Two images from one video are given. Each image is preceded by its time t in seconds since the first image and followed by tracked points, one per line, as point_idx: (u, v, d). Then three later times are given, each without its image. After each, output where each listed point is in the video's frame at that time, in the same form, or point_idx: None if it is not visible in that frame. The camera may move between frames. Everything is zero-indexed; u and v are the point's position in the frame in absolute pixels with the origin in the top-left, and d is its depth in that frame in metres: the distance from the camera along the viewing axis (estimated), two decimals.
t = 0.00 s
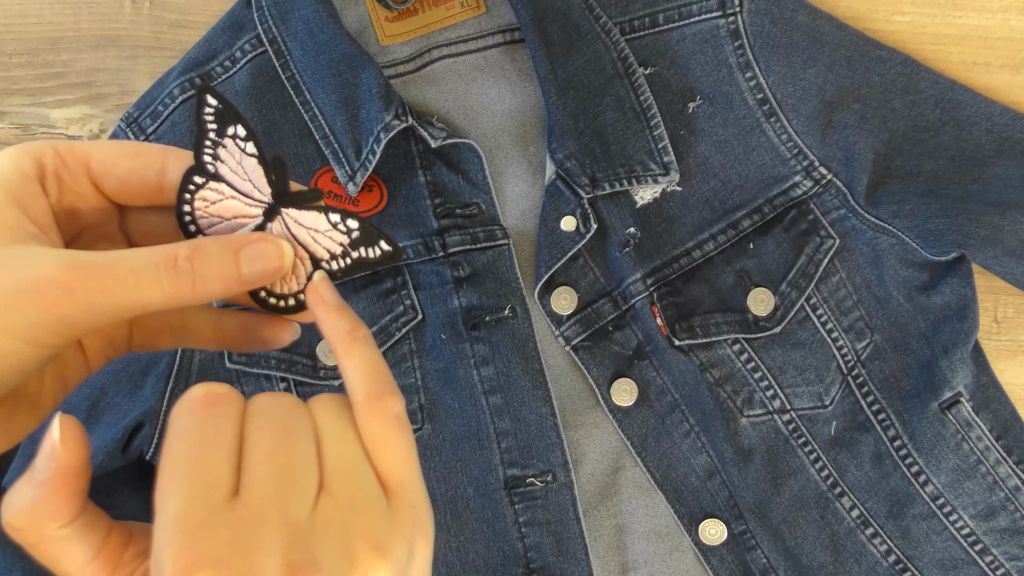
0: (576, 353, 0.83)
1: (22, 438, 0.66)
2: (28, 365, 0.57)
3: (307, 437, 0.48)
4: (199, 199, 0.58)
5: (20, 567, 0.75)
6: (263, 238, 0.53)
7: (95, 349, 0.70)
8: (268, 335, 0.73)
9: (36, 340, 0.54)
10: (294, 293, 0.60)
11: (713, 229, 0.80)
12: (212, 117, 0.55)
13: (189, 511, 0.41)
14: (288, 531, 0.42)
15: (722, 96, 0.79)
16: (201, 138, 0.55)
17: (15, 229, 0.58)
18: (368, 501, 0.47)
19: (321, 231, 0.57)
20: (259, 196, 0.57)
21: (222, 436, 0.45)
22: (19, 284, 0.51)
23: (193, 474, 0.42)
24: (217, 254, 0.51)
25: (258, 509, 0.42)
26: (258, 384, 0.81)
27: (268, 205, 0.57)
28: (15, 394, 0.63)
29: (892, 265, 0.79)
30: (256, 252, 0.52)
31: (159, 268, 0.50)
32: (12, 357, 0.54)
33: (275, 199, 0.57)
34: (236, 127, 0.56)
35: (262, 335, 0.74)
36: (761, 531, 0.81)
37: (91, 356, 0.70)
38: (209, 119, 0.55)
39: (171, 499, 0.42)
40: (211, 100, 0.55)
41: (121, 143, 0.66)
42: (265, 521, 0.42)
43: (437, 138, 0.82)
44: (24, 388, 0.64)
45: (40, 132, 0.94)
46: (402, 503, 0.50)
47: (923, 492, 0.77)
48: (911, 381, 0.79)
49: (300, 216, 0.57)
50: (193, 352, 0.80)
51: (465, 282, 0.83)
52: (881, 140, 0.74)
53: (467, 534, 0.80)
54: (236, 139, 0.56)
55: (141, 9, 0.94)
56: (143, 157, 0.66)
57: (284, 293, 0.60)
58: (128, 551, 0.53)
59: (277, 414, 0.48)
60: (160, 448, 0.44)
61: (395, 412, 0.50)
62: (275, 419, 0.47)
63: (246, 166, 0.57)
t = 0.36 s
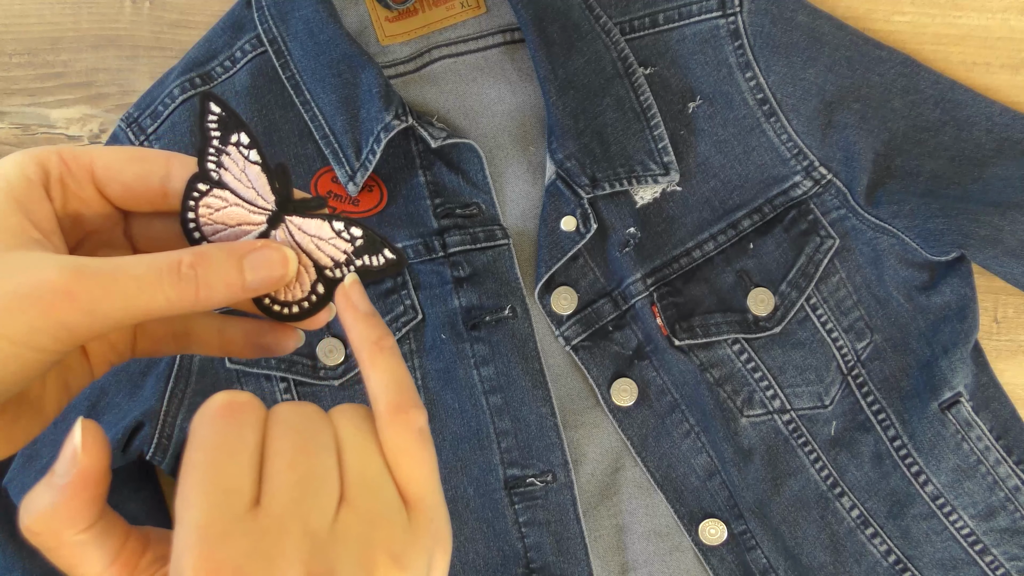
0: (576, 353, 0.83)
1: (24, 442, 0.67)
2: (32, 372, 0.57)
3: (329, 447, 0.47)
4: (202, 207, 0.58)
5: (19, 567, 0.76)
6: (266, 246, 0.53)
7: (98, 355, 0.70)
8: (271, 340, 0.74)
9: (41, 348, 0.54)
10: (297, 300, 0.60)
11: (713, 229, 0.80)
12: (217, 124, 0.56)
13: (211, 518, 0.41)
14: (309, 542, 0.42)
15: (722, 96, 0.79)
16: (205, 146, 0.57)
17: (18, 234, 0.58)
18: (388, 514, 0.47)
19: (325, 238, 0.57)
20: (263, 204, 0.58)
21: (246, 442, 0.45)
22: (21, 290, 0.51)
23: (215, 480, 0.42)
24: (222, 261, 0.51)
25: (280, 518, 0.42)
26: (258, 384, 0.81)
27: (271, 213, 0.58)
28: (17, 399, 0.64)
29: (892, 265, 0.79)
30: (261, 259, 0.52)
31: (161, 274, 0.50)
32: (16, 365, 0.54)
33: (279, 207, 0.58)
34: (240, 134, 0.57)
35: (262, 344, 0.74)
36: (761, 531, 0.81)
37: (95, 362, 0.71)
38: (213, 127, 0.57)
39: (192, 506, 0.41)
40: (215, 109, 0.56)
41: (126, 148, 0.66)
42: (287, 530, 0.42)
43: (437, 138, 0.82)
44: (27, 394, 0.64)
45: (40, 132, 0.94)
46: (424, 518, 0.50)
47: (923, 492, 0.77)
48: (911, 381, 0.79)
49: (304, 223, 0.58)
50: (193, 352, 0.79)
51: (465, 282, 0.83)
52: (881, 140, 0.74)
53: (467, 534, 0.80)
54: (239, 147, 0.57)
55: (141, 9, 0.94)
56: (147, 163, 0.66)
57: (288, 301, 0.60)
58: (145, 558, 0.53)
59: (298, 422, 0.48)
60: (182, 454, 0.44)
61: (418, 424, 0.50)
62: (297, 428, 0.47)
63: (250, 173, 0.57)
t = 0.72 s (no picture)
0: (576, 353, 0.83)
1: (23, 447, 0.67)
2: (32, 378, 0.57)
3: (341, 444, 0.47)
4: (202, 212, 0.59)
5: (19, 566, 0.76)
6: (264, 251, 0.53)
7: (96, 359, 0.71)
8: (270, 347, 0.73)
9: (44, 353, 0.54)
10: (295, 306, 0.60)
11: (713, 229, 0.80)
12: (217, 129, 0.56)
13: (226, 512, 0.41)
14: (321, 539, 0.42)
15: (722, 96, 0.79)
16: (205, 151, 0.56)
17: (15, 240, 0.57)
18: (400, 513, 0.47)
19: (324, 245, 0.57)
20: (262, 210, 0.57)
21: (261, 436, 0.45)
22: (17, 295, 0.51)
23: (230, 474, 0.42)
24: (220, 266, 0.51)
25: (291, 513, 0.42)
26: (258, 383, 0.81)
27: (269, 219, 0.57)
28: (14, 404, 0.64)
29: (892, 265, 0.79)
30: (258, 264, 0.52)
31: (158, 280, 0.50)
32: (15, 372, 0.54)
33: (277, 212, 0.57)
34: (239, 140, 0.57)
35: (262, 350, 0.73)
36: (761, 531, 0.81)
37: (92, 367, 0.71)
38: (213, 131, 0.57)
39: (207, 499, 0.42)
40: (215, 113, 0.56)
41: (126, 154, 0.67)
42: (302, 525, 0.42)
43: (437, 138, 0.82)
44: (24, 399, 0.65)
45: (40, 132, 0.94)
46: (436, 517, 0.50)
47: (923, 492, 0.77)
48: (911, 381, 0.79)
49: (303, 230, 0.57)
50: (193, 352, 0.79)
51: (465, 282, 0.83)
52: (881, 140, 0.74)
53: (466, 534, 0.80)
54: (238, 152, 0.57)
55: (141, 9, 0.94)
56: (146, 168, 0.66)
57: (286, 307, 0.60)
58: (155, 552, 0.54)
59: (311, 418, 0.47)
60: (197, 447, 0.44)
61: (432, 423, 0.50)
62: (311, 424, 0.47)
63: (249, 179, 0.57)
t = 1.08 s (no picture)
0: (576, 353, 0.83)
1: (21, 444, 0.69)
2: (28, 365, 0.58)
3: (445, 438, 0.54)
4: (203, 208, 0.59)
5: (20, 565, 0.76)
6: (240, 199, 0.53)
7: (92, 357, 0.72)
8: (270, 350, 0.73)
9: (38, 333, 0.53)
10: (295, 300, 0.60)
11: (713, 229, 0.80)
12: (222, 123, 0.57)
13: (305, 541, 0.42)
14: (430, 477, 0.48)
15: (722, 96, 0.79)
16: (208, 145, 0.57)
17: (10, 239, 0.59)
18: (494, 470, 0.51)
19: (325, 238, 0.58)
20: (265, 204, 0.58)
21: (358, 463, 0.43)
22: None
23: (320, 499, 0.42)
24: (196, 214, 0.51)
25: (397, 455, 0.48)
26: (259, 383, 0.81)
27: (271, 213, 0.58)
28: (11, 404, 0.67)
29: (892, 265, 0.79)
30: (237, 209, 0.52)
31: (138, 232, 0.50)
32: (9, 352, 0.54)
33: (279, 206, 0.58)
34: (243, 134, 0.58)
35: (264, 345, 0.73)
36: (761, 531, 0.81)
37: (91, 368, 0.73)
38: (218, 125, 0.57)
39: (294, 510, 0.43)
40: (220, 106, 0.57)
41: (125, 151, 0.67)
42: (364, 571, 0.44)
43: (437, 138, 0.82)
44: (21, 398, 0.67)
45: (40, 132, 0.94)
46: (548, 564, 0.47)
47: (923, 492, 0.77)
48: (911, 381, 0.79)
49: (304, 224, 0.58)
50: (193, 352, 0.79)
51: (465, 282, 0.83)
52: (881, 140, 0.74)
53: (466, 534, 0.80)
54: (242, 145, 0.58)
55: (141, 10, 0.94)
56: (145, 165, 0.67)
57: (286, 303, 0.60)
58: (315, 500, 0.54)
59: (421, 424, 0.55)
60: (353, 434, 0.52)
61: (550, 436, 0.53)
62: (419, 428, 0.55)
63: (250, 173, 0.58)
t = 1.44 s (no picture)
0: (576, 353, 0.83)
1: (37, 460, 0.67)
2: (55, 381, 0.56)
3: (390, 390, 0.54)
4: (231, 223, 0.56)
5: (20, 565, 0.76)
6: (253, 192, 0.51)
7: (118, 364, 0.70)
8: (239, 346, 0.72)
9: (65, 346, 0.52)
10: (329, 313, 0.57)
11: (713, 229, 0.80)
12: (249, 137, 0.54)
13: (339, 508, 0.48)
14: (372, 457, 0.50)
15: (722, 96, 0.79)
16: (235, 159, 0.55)
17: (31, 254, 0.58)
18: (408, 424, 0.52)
19: (356, 249, 0.54)
20: (293, 217, 0.54)
21: (372, 424, 0.50)
22: (19, 291, 0.49)
23: (343, 464, 0.48)
24: (209, 215, 0.50)
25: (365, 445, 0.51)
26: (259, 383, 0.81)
27: (298, 226, 0.55)
28: (32, 417, 0.65)
29: (892, 265, 0.79)
30: (249, 202, 0.50)
31: (158, 240, 0.49)
32: (37, 367, 0.53)
33: (307, 217, 0.55)
34: (270, 147, 0.55)
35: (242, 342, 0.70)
36: (761, 531, 0.81)
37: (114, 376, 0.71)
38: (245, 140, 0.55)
39: (322, 479, 0.49)
40: (247, 121, 0.54)
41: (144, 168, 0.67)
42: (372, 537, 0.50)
43: (437, 138, 0.82)
44: (41, 411, 0.65)
45: (41, 132, 0.94)
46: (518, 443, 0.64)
47: (923, 492, 0.77)
48: (911, 381, 0.79)
49: (334, 236, 0.55)
50: (193, 352, 0.79)
51: (465, 282, 0.83)
52: (881, 140, 0.74)
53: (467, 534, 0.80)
54: (270, 159, 0.55)
55: (141, 10, 0.94)
56: (165, 180, 0.66)
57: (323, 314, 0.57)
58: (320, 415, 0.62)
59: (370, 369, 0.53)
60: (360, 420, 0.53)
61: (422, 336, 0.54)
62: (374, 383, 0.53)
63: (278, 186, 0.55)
